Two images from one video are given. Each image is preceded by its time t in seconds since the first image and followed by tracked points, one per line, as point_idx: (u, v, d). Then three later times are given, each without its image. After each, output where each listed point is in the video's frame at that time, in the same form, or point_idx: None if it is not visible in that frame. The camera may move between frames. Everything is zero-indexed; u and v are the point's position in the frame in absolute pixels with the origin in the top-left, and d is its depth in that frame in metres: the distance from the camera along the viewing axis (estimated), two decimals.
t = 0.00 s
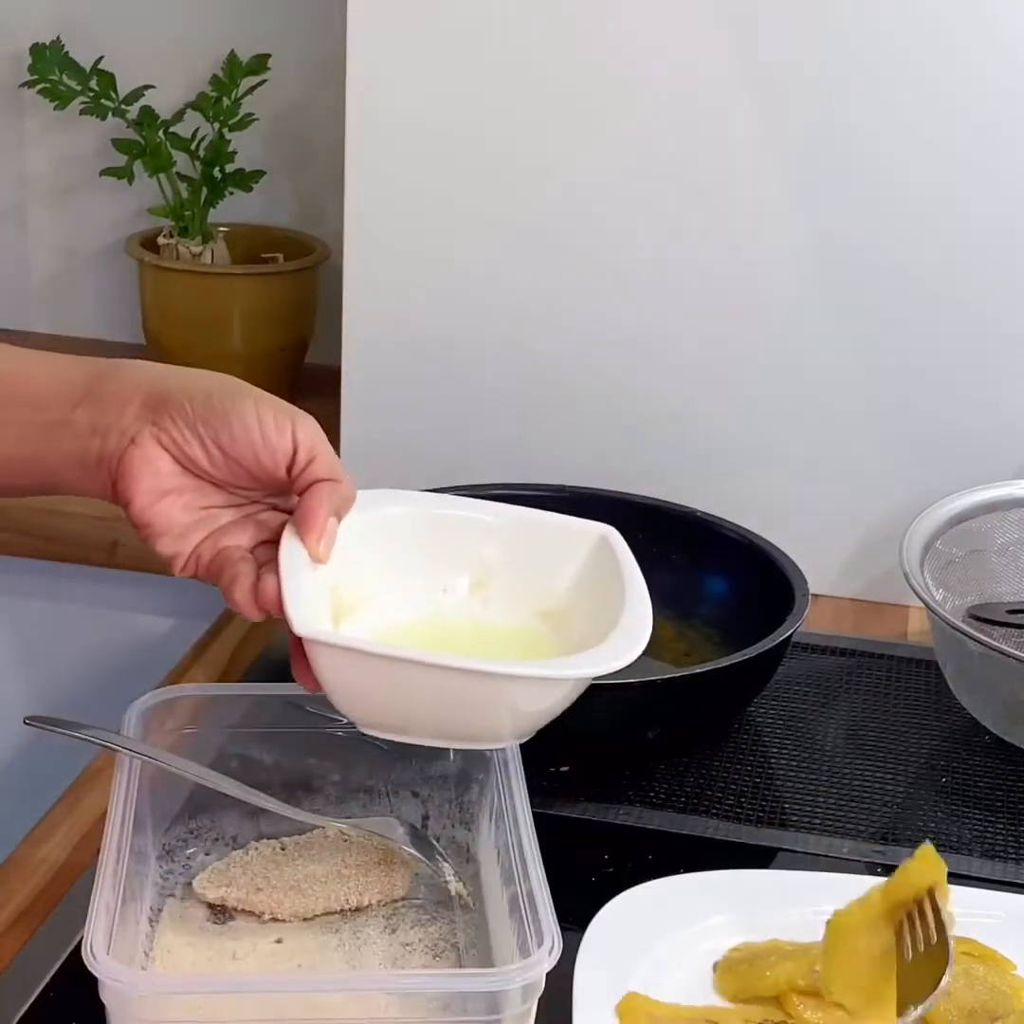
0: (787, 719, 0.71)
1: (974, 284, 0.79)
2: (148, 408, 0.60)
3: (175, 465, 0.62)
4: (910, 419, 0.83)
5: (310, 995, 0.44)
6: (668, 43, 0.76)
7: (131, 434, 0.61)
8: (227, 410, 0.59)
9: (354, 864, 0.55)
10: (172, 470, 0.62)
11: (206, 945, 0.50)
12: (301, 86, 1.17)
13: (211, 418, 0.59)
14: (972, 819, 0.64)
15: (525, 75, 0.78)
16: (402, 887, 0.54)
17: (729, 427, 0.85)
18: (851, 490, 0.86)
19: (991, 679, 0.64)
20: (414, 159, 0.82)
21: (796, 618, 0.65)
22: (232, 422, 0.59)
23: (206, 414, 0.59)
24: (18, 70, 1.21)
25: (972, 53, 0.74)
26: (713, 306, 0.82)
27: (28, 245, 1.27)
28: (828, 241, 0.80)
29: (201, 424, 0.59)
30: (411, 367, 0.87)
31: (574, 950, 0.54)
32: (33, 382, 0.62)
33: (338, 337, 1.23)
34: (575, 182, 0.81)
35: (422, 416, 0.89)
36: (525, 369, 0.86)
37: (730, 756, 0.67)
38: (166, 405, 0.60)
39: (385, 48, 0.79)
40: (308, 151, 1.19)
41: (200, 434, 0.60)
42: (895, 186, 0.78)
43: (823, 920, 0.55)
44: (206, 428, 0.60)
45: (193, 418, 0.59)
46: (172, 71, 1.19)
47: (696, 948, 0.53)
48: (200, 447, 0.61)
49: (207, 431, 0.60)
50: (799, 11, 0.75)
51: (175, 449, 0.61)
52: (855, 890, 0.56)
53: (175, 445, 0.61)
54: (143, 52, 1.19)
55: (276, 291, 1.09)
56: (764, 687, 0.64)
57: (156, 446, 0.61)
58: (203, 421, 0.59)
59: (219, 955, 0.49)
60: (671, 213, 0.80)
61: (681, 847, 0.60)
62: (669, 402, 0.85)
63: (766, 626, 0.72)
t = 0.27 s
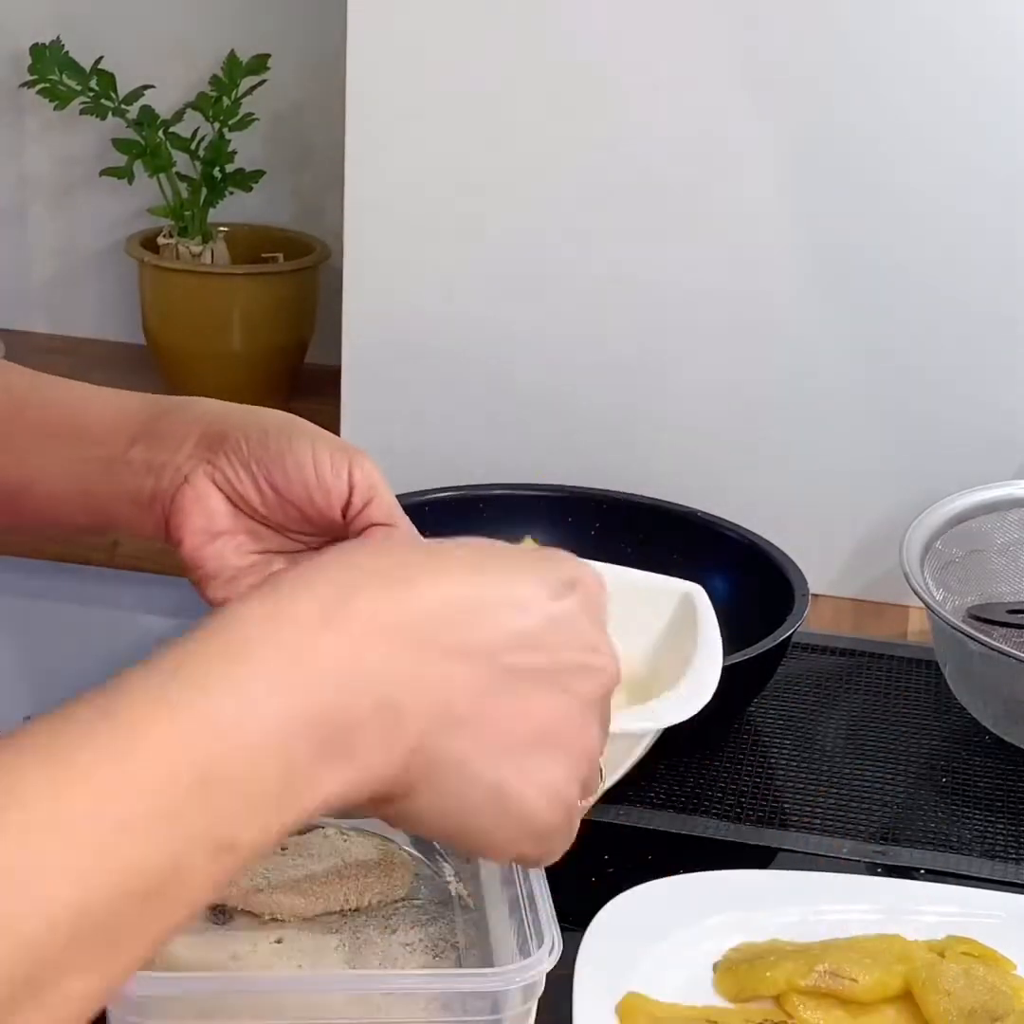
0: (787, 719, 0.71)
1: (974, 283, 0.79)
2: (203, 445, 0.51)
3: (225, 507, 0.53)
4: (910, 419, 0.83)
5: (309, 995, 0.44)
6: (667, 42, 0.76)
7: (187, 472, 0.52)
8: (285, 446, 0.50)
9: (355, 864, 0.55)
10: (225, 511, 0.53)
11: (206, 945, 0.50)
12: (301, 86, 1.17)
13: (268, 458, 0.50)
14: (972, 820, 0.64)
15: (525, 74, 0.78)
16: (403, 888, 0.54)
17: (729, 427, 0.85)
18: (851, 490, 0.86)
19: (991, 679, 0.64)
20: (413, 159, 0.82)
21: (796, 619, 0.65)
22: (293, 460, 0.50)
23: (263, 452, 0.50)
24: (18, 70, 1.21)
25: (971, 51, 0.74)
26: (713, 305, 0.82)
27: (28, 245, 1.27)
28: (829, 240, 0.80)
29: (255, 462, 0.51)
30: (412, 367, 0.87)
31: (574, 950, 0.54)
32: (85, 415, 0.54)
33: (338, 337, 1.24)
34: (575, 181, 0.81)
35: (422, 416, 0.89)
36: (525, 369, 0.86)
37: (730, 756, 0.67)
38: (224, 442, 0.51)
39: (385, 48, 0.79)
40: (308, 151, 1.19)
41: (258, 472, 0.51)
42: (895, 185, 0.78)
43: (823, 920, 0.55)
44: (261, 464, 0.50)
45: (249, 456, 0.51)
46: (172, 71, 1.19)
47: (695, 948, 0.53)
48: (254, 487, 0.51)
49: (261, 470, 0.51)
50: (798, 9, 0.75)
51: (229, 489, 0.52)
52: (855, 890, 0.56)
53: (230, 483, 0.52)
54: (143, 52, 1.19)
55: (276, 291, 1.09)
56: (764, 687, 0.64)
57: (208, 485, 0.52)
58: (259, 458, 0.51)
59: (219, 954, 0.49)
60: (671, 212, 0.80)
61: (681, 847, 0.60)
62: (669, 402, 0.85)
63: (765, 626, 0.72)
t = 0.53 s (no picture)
0: (787, 719, 0.71)
1: (974, 283, 0.79)
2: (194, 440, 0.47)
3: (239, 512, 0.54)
4: (910, 419, 0.83)
5: (309, 995, 0.44)
6: (667, 42, 0.76)
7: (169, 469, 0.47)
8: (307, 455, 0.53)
9: (354, 862, 0.55)
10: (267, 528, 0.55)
11: (207, 944, 0.50)
12: (301, 85, 1.17)
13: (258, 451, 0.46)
14: (972, 820, 0.64)
15: (525, 73, 0.78)
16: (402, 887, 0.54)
17: (729, 427, 0.85)
18: (851, 490, 0.86)
19: (991, 680, 0.64)
20: (414, 158, 0.82)
21: (795, 619, 0.65)
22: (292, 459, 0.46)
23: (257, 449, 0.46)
24: (18, 70, 1.21)
25: (972, 51, 0.74)
26: (713, 305, 0.82)
27: (28, 245, 1.27)
28: (829, 240, 0.80)
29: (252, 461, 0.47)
30: (411, 367, 0.87)
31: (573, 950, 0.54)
32: (99, 415, 0.49)
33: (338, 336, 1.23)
34: (575, 181, 0.81)
35: (422, 416, 0.89)
36: (525, 369, 0.86)
37: (730, 756, 0.67)
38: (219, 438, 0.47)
39: (384, 47, 0.79)
40: (308, 151, 1.19)
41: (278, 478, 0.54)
42: (895, 185, 0.78)
43: (823, 920, 0.55)
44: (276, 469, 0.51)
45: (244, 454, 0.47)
46: (172, 71, 1.19)
47: (695, 948, 0.53)
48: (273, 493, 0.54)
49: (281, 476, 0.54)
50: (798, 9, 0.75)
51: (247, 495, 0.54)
52: (855, 890, 0.56)
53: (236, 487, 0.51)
54: (143, 52, 1.19)
55: (276, 290, 1.09)
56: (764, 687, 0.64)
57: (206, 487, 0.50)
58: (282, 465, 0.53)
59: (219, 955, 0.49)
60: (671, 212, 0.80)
61: (681, 847, 0.60)
62: (669, 402, 0.85)
63: (765, 626, 0.72)
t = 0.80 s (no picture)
0: (787, 719, 0.71)
1: (974, 282, 0.79)
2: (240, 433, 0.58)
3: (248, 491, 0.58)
4: (909, 419, 0.83)
5: (308, 995, 0.44)
6: (666, 42, 0.76)
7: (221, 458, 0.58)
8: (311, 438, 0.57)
9: (355, 862, 0.55)
10: (252, 497, 0.59)
11: (206, 943, 0.50)
12: (301, 85, 1.17)
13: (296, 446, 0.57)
14: (973, 820, 0.64)
15: (524, 73, 0.78)
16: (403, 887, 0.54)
17: (728, 427, 0.85)
18: (851, 490, 0.86)
19: (991, 680, 0.64)
20: (413, 158, 0.82)
21: (796, 618, 0.65)
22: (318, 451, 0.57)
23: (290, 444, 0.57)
24: (18, 70, 1.21)
25: (972, 50, 0.74)
26: (713, 305, 0.82)
27: (27, 245, 1.27)
28: (829, 240, 0.80)
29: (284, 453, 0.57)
30: (411, 367, 0.87)
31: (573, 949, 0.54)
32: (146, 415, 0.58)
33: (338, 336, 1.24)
34: (574, 181, 0.81)
35: (421, 416, 0.89)
36: (524, 368, 0.86)
37: (730, 756, 0.67)
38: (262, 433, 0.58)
39: (383, 47, 0.79)
40: (308, 151, 1.19)
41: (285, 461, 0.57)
42: (895, 185, 0.78)
43: (823, 920, 0.55)
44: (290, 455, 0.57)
45: (279, 446, 0.57)
46: (172, 71, 1.19)
47: (695, 948, 0.53)
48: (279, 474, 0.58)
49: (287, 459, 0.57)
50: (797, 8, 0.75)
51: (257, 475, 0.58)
52: (855, 890, 0.56)
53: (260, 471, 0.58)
54: (143, 52, 1.19)
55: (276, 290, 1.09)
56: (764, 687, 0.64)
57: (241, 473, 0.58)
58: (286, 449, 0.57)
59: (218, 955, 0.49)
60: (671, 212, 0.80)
61: (681, 847, 0.60)
62: (668, 402, 0.85)
63: (765, 626, 0.72)
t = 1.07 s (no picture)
0: (787, 719, 0.71)
1: (975, 283, 0.79)
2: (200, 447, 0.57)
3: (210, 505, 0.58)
4: (909, 418, 0.83)
5: (307, 995, 0.44)
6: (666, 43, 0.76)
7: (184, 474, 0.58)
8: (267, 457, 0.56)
9: (355, 862, 0.55)
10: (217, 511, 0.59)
11: (207, 944, 0.50)
12: (301, 85, 1.17)
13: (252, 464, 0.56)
14: (972, 820, 0.64)
15: (523, 74, 0.78)
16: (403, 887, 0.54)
17: (728, 427, 0.85)
18: (851, 490, 0.86)
19: (991, 680, 0.64)
20: (413, 159, 0.82)
21: (796, 619, 0.65)
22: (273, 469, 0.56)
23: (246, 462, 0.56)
24: (18, 70, 1.21)
25: (972, 51, 0.74)
26: (713, 305, 0.82)
27: (28, 244, 1.27)
28: (829, 240, 0.80)
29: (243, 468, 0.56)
30: (411, 367, 0.87)
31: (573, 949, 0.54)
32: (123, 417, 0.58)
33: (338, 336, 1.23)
34: (574, 181, 0.81)
35: (421, 416, 0.89)
36: (524, 368, 0.86)
37: (730, 756, 0.67)
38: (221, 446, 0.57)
39: (383, 48, 0.79)
40: (308, 151, 1.19)
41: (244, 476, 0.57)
42: (895, 185, 0.78)
43: (823, 920, 0.55)
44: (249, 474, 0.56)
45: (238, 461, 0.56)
46: (172, 71, 1.19)
47: (695, 948, 0.53)
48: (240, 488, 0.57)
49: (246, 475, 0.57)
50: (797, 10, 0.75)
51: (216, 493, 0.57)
52: (855, 890, 0.56)
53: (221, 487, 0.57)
54: (143, 52, 1.19)
55: (276, 290, 1.09)
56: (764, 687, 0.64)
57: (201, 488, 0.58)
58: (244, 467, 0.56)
59: (218, 955, 0.49)
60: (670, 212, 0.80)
61: (681, 847, 0.60)
62: (668, 402, 0.85)
63: (765, 627, 0.72)
